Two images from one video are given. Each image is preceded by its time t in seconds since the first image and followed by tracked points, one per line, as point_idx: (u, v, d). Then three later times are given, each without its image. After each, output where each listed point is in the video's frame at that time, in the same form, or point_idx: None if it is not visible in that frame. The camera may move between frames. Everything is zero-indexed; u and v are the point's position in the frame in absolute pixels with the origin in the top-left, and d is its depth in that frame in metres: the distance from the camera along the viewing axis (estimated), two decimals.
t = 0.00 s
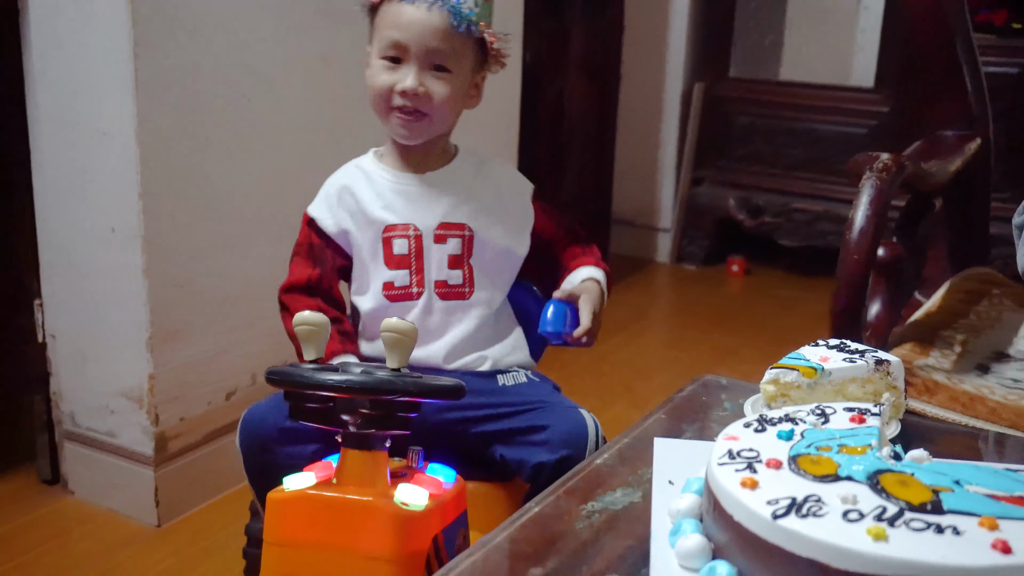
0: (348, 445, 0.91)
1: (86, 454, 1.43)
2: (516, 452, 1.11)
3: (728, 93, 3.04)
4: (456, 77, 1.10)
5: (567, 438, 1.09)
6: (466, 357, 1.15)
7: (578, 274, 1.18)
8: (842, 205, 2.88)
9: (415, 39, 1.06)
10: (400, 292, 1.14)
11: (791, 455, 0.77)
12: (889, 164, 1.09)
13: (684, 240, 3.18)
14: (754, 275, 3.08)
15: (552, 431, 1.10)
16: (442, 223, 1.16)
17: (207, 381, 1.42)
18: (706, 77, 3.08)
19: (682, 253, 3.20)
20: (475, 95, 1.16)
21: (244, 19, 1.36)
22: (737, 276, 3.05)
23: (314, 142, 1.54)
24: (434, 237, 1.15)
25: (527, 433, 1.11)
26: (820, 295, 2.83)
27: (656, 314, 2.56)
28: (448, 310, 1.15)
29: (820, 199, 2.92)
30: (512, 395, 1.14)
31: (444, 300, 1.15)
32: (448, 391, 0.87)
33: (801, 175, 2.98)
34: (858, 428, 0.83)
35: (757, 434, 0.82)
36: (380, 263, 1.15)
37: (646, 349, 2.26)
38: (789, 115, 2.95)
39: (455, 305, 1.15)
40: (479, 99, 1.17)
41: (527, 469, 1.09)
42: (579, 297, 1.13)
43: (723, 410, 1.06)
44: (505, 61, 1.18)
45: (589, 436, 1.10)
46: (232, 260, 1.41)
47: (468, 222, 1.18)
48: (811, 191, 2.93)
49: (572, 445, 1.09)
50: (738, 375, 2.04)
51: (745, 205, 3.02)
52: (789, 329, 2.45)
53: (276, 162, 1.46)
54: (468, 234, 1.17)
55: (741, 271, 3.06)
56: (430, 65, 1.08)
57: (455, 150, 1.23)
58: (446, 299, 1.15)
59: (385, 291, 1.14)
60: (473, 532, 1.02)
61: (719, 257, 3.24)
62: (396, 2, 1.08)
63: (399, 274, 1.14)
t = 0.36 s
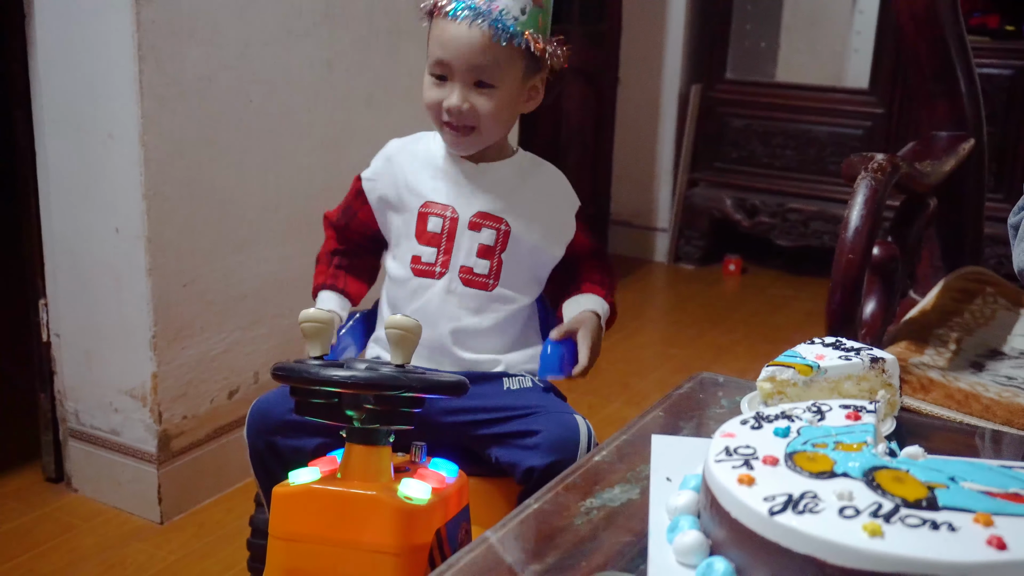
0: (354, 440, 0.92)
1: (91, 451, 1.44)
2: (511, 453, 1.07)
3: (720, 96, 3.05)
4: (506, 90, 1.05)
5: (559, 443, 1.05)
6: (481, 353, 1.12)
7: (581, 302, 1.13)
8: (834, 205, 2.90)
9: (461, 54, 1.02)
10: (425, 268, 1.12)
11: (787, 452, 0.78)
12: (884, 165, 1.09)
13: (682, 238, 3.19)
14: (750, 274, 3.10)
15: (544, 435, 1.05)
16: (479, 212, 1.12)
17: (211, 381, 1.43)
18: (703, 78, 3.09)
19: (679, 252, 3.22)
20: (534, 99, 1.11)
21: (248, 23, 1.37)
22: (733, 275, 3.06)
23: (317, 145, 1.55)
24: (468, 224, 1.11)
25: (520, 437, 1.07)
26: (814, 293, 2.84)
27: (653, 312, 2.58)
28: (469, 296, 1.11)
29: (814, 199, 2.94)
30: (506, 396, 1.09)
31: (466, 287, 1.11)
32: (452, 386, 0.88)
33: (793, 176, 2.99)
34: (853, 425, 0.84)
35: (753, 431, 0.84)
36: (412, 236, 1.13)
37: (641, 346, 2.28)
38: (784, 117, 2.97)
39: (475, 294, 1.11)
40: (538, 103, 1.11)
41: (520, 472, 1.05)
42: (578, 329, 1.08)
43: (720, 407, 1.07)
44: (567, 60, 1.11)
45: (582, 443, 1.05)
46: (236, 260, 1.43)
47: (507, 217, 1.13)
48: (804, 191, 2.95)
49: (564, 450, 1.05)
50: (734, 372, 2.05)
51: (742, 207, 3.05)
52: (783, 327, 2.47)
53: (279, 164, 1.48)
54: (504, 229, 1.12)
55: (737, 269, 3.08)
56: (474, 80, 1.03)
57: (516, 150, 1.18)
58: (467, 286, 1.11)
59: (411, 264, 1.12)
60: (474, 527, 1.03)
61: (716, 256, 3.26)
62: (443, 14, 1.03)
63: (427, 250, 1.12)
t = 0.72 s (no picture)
0: (354, 436, 0.94)
1: (95, 448, 1.45)
2: (508, 450, 1.08)
3: (716, 97, 3.08)
4: (489, 101, 1.06)
5: (557, 439, 1.06)
6: (477, 352, 1.13)
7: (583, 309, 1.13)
8: (828, 206, 2.93)
9: (437, 74, 1.03)
10: (421, 270, 1.14)
11: (780, 448, 0.80)
12: (875, 166, 1.11)
13: (676, 238, 3.21)
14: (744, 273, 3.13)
15: (541, 433, 1.06)
16: (473, 212, 1.13)
17: (213, 379, 1.44)
18: (698, 78, 3.12)
19: (674, 252, 3.24)
20: (519, 100, 1.12)
21: (249, 25, 1.39)
22: (728, 275, 3.10)
23: (317, 145, 1.57)
24: (462, 225, 1.13)
25: (518, 433, 1.08)
26: (808, 293, 2.85)
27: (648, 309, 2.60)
28: (466, 296, 1.12)
29: (808, 200, 2.96)
30: (502, 394, 1.09)
31: (462, 288, 1.12)
32: (450, 383, 0.90)
33: (787, 176, 3.01)
34: (844, 421, 0.86)
35: (747, 427, 0.86)
36: (409, 240, 1.15)
37: (636, 344, 2.30)
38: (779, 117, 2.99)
39: (471, 293, 1.13)
40: (524, 103, 1.12)
41: (518, 469, 1.06)
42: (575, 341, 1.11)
43: (714, 403, 1.09)
44: (547, 56, 1.11)
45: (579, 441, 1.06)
46: (237, 259, 1.44)
47: (501, 215, 1.14)
48: (797, 193, 2.97)
49: (562, 447, 1.06)
50: (728, 371, 2.07)
51: (736, 207, 3.06)
52: (778, 326, 2.49)
53: (280, 164, 1.49)
54: (499, 227, 1.13)
55: (731, 269, 3.11)
56: (457, 97, 1.04)
57: (513, 145, 1.19)
58: (463, 287, 1.13)
59: (410, 267, 1.15)
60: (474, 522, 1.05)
61: (712, 256, 3.29)
62: (415, 35, 1.04)
63: (424, 253, 1.14)
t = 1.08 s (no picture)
0: (353, 436, 0.95)
1: (97, 447, 1.46)
2: (505, 449, 1.08)
3: (711, 99, 3.10)
4: (469, 121, 1.04)
5: (555, 438, 1.07)
6: (472, 352, 1.14)
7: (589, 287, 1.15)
8: (821, 206, 2.95)
9: (414, 103, 1.01)
10: (414, 270, 1.14)
11: (775, 446, 0.81)
12: (868, 167, 1.13)
13: (673, 237, 3.24)
14: (739, 272, 3.15)
15: (539, 431, 1.07)
16: (464, 213, 1.14)
17: (214, 378, 1.45)
18: (693, 81, 3.13)
19: (670, 252, 3.27)
20: (505, 107, 1.09)
21: (250, 28, 1.40)
22: (723, 274, 3.12)
23: (317, 146, 1.58)
24: (455, 224, 1.14)
25: (516, 432, 1.09)
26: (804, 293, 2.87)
27: (644, 310, 2.62)
28: (459, 297, 1.13)
29: (805, 200, 2.98)
30: (500, 392, 1.10)
31: (456, 286, 1.13)
32: (448, 384, 0.91)
33: (781, 177, 3.03)
34: (839, 419, 0.87)
35: (742, 425, 0.87)
36: (403, 241, 1.16)
37: (632, 343, 2.31)
38: (774, 121, 3.00)
39: (466, 292, 1.13)
40: (509, 111, 1.10)
41: (516, 468, 1.06)
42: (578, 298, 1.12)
43: (710, 402, 1.10)
44: (526, 64, 1.08)
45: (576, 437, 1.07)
46: (237, 260, 1.45)
47: (491, 214, 1.14)
48: (791, 194, 2.99)
49: (559, 446, 1.07)
50: (723, 369, 2.08)
51: (731, 207, 3.09)
52: (773, 324, 2.50)
53: (281, 165, 1.50)
54: (490, 226, 1.14)
55: (727, 268, 3.13)
56: (440, 123, 1.02)
57: (503, 144, 1.18)
58: (457, 285, 1.13)
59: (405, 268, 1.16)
60: (470, 520, 1.05)
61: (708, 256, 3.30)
62: (388, 65, 1.02)
63: (418, 254, 1.14)
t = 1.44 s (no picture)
0: (352, 435, 0.96)
1: (97, 445, 1.47)
2: (491, 450, 1.08)
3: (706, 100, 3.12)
4: (454, 136, 1.05)
5: (538, 439, 1.05)
6: (468, 351, 1.14)
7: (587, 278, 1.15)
8: (818, 204, 2.97)
9: (394, 124, 1.02)
10: (413, 270, 1.15)
11: (771, 444, 0.81)
12: (864, 167, 1.13)
13: (670, 238, 3.26)
14: (735, 272, 3.16)
15: (523, 432, 1.06)
16: (461, 211, 1.15)
17: (214, 377, 1.46)
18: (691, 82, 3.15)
19: (667, 251, 3.28)
20: (495, 115, 1.09)
21: (250, 30, 1.41)
22: (719, 273, 3.13)
23: (317, 148, 1.59)
24: (451, 224, 1.15)
25: (502, 433, 1.08)
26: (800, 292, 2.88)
27: (641, 309, 2.63)
28: (457, 296, 1.13)
29: (800, 199, 3.00)
30: (489, 391, 1.10)
31: (453, 285, 1.14)
32: (445, 381, 0.91)
33: (779, 176, 3.05)
34: (834, 418, 0.87)
35: (739, 423, 0.87)
36: (400, 242, 1.17)
37: (629, 343, 2.31)
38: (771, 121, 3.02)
39: (463, 291, 1.14)
40: (497, 120, 1.10)
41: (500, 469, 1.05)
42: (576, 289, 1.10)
43: (706, 401, 1.10)
44: (510, 76, 1.07)
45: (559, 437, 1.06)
46: (237, 260, 1.46)
47: (488, 213, 1.15)
48: (787, 193, 3.01)
49: (542, 447, 1.05)
50: (719, 367, 2.09)
51: (727, 207, 3.11)
52: (769, 323, 2.51)
53: (280, 166, 1.51)
54: (487, 224, 1.15)
55: (723, 267, 3.15)
56: (426, 141, 1.03)
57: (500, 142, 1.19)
58: (454, 284, 1.14)
59: (404, 269, 1.17)
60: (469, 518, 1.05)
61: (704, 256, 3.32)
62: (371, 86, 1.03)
63: (415, 254, 1.16)
